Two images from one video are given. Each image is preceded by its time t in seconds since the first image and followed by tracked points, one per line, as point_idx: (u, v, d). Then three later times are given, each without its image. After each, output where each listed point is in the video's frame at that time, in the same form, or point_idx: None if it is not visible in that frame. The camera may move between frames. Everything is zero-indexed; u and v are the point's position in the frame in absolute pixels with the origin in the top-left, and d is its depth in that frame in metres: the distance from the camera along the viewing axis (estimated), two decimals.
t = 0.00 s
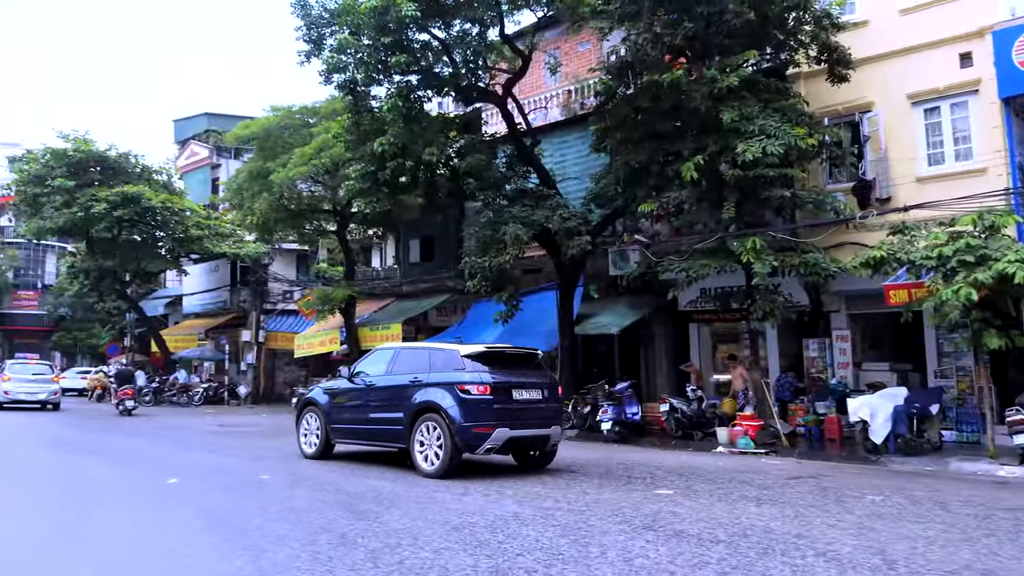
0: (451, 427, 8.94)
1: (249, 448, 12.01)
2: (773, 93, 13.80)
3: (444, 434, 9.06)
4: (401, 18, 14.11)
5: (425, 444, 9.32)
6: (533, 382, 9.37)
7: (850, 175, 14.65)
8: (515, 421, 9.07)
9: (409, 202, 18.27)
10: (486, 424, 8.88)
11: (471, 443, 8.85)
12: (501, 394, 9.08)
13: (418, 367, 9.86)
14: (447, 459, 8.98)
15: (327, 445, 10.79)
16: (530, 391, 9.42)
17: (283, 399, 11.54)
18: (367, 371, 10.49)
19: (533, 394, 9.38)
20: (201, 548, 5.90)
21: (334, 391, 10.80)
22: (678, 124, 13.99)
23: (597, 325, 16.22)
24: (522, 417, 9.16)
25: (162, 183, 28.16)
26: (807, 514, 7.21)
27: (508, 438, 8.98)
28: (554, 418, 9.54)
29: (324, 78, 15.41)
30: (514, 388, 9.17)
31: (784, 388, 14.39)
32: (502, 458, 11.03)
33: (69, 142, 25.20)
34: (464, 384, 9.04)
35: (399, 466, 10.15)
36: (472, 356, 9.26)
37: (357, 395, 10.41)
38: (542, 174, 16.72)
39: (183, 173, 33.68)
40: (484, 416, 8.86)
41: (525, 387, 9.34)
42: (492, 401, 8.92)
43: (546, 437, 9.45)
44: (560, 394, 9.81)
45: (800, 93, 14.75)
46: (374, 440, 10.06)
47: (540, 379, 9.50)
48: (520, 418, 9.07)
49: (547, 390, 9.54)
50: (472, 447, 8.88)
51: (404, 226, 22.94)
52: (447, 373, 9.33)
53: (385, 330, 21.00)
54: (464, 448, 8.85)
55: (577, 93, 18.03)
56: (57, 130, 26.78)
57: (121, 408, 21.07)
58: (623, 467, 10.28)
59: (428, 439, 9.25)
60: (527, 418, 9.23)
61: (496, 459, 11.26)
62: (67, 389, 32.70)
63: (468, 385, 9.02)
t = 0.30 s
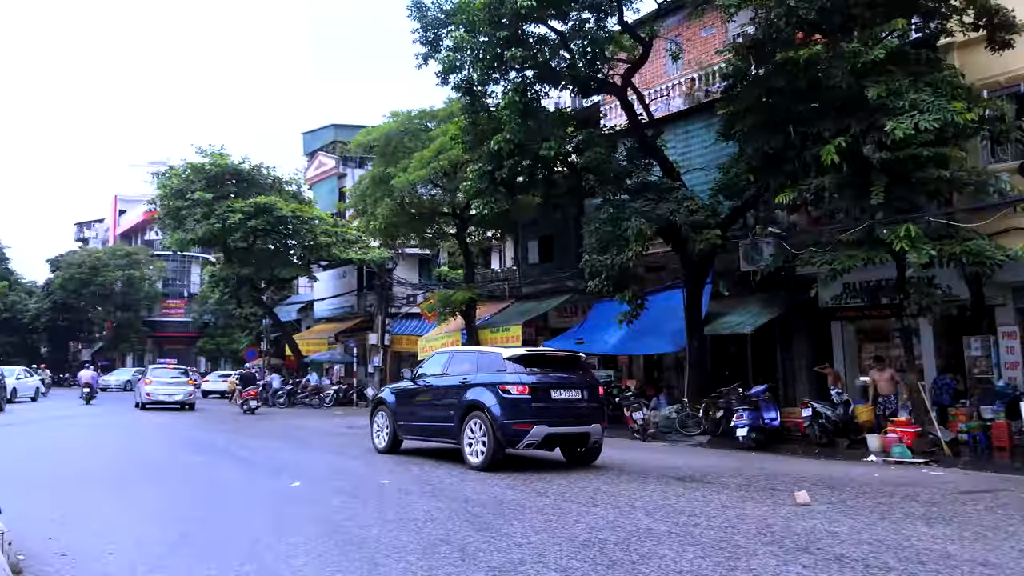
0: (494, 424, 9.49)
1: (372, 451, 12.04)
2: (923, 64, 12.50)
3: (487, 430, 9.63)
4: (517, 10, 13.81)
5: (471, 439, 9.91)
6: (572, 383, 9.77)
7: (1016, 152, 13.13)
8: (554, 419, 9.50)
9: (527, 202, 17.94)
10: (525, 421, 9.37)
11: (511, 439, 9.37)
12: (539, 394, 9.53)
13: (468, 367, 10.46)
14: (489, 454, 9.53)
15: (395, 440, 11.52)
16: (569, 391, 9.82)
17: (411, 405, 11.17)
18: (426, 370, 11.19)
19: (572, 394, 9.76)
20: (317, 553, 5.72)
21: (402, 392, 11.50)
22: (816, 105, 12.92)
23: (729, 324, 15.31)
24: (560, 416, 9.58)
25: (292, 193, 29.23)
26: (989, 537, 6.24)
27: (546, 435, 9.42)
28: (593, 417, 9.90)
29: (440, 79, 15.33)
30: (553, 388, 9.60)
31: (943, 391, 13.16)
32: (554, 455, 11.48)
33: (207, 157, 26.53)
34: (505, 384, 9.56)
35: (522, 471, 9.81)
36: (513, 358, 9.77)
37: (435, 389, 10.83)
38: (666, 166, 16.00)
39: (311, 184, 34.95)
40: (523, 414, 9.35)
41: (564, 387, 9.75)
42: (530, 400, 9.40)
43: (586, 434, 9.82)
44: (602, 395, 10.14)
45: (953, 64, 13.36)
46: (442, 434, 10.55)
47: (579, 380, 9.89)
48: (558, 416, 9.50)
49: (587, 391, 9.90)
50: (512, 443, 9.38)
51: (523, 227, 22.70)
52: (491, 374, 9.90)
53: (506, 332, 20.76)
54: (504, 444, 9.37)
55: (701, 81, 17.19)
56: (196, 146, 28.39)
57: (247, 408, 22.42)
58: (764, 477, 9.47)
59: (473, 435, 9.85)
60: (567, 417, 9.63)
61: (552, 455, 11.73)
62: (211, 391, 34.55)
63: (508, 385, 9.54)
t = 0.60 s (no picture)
0: (560, 422, 10.06)
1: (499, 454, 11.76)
2: None
3: (553, 427, 10.23)
4: None
5: (541, 435, 10.52)
6: (635, 385, 10.17)
7: None
8: (616, 418, 9.95)
9: (659, 197, 17.15)
10: (589, 419, 9.90)
11: (576, 437, 9.91)
12: (602, 394, 10.01)
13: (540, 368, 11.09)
14: (556, 450, 10.10)
15: (483, 437, 12.19)
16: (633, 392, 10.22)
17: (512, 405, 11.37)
18: (505, 371, 11.84)
19: (635, 395, 10.15)
20: (437, 567, 5.37)
21: (486, 390, 12.08)
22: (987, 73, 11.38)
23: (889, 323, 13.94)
24: (623, 416, 10.01)
25: (423, 197, 29.64)
26: None
27: (609, 433, 9.89)
28: (657, 417, 10.25)
29: (565, 72, 14.91)
30: (616, 389, 10.05)
31: None
32: (626, 452, 11.91)
33: (343, 165, 27.24)
34: (570, 384, 10.12)
35: (656, 480, 9.20)
36: (578, 360, 10.33)
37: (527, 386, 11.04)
38: (813, 152, 14.80)
39: (442, 189, 35.47)
40: (587, 413, 9.88)
41: (628, 388, 10.16)
42: (592, 400, 9.90)
43: (649, 434, 10.18)
44: (667, 398, 10.47)
45: None
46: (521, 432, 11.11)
47: (643, 382, 10.28)
48: (621, 416, 9.93)
49: (650, 392, 10.26)
50: (576, 440, 9.91)
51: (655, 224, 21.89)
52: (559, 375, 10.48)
53: (639, 333, 20.01)
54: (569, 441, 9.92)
55: (849, 58, 15.85)
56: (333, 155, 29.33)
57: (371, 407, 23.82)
58: (936, 494, 8.36)
59: (542, 431, 10.46)
60: (630, 417, 10.04)
61: (623, 453, 12.15)
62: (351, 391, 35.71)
63: (573, 385, 10.10)
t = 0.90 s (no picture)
0: (592, 420, 10.83)
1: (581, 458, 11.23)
2: None
3: (586, 425, 11.03)
4: None
5: (577, 432, 11.34)
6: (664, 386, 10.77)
7: None
8: (644, 417, 10.63)
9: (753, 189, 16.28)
10: (618, 419, 10.64)
11: (607, 434, 10.64)
12: (631, 395, 10.69)
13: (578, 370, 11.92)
14: (588, 447, 10.88)
15: (530, 433, 13.07)
16: (661, 392, 10.84)
17: (567, 406, 11.68)
18: (548, 371, 12.73)
19: (664, 395, 10.76)
20: None
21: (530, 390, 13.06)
22: None
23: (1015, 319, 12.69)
24: (651, 415, 10.67)
25: (508, 197, 29.22)
26: None
27: (638, 431, 10.56)
28: (686, 416, 10.84)
29: (654, 58, 14.52)
30: (645, 389, 10.69)
31: None
32: (663, 448, 12.55)
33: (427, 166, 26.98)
34: (602, 385, 10.87)
35: (750, 489, 8.48)
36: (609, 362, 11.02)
37: (570, 385, 11.64)
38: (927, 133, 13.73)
39: (528, 189, 35.11)
40: (616, 412, 10.60)
41: (657, 389, 10.79)
42: (621, 401, 10.61)
43: (678, 432, 10.77)
44: (697, 398, 11.02)
45: None
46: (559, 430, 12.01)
47: (672, 383, 10.88)
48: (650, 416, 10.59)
49: (680, 393, 10.84)
50: (607, 437, 10.67)
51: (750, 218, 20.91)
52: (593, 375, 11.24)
53: (732, 333, 19.03)
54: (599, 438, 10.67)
55: (967, 31, 14.66)
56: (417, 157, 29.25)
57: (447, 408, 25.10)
58: None
59: (577, 428, 11.30)
60: (658, 416, 10.69)
61: (657, 450, 12.95)
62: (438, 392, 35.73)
63: (604, 386, 10.83)
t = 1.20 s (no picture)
0: (572, 417, 11.92)
1: (602, 463, 10.70)
2: None
3: (568, 421, 12.14)
4: None
5: (559, 429, 12.45)
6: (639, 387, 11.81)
7: None
8: (619, 415, 11.71)
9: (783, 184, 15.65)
10: (596, 416, 11.76)
11: (585, 430, 11.73)
12: (608, 394, 11.82)
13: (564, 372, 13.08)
14: (568, 442, 11.97)
15: (521, 431, 14.21)
16: (635, 392, 11.94)
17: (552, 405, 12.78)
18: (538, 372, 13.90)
19: (638, 395, 11.85)
20: None
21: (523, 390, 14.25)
22: None
23: None
24: (626, 413, 11.75)
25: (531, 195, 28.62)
26: None
27: (613, 427, 11.64)
28: (659, 414, 11.90)
29: (680, 46, 14.00)
30: (620, 389, 11.79)
31: None
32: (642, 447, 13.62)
33: (448, 164, 26.44)
34: (581, 386, 11.98)
35: (779, 497, 7.93)
36: (590, 363, 12.08)
37: (555, 386, 12.76)
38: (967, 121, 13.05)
39: (552, 187, 34.59)
40: (593, 410, 11.70)
41: (632, 389, 11.87)
42: (598, 399, 11.72)
43: (651, 430, 11.81)
44: (671, 399, 12.06)
45: None
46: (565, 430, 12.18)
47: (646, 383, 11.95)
48: (624, 414, 11.68)
49: (653, 393, 11.90)
50: (586, 433, 11.76)
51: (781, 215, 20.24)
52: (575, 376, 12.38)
53: (762, 332, 18.40)
54: (578, 434, 11.78)
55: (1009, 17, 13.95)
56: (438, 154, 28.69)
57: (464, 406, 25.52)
58: None
59: (560, 425, 12.39)
60: (632, 414, 11.76)
61: (637, 446, 14.05)
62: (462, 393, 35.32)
63: (584, 386, 11.95)
